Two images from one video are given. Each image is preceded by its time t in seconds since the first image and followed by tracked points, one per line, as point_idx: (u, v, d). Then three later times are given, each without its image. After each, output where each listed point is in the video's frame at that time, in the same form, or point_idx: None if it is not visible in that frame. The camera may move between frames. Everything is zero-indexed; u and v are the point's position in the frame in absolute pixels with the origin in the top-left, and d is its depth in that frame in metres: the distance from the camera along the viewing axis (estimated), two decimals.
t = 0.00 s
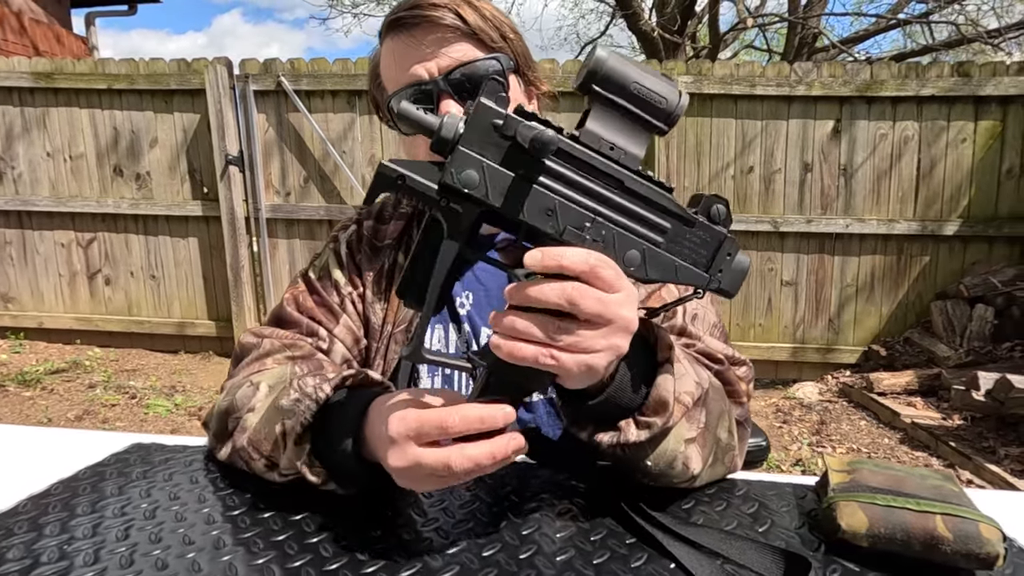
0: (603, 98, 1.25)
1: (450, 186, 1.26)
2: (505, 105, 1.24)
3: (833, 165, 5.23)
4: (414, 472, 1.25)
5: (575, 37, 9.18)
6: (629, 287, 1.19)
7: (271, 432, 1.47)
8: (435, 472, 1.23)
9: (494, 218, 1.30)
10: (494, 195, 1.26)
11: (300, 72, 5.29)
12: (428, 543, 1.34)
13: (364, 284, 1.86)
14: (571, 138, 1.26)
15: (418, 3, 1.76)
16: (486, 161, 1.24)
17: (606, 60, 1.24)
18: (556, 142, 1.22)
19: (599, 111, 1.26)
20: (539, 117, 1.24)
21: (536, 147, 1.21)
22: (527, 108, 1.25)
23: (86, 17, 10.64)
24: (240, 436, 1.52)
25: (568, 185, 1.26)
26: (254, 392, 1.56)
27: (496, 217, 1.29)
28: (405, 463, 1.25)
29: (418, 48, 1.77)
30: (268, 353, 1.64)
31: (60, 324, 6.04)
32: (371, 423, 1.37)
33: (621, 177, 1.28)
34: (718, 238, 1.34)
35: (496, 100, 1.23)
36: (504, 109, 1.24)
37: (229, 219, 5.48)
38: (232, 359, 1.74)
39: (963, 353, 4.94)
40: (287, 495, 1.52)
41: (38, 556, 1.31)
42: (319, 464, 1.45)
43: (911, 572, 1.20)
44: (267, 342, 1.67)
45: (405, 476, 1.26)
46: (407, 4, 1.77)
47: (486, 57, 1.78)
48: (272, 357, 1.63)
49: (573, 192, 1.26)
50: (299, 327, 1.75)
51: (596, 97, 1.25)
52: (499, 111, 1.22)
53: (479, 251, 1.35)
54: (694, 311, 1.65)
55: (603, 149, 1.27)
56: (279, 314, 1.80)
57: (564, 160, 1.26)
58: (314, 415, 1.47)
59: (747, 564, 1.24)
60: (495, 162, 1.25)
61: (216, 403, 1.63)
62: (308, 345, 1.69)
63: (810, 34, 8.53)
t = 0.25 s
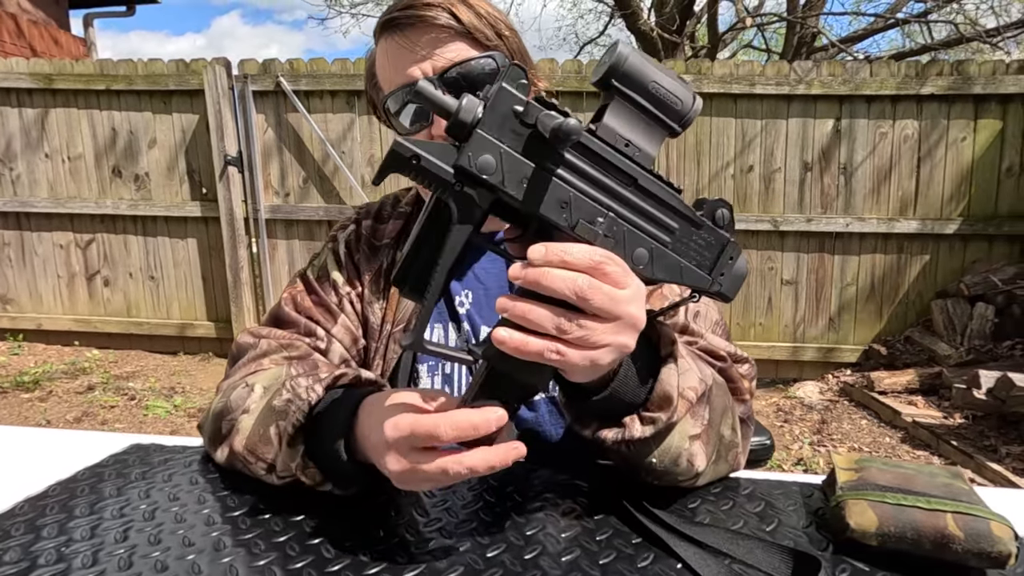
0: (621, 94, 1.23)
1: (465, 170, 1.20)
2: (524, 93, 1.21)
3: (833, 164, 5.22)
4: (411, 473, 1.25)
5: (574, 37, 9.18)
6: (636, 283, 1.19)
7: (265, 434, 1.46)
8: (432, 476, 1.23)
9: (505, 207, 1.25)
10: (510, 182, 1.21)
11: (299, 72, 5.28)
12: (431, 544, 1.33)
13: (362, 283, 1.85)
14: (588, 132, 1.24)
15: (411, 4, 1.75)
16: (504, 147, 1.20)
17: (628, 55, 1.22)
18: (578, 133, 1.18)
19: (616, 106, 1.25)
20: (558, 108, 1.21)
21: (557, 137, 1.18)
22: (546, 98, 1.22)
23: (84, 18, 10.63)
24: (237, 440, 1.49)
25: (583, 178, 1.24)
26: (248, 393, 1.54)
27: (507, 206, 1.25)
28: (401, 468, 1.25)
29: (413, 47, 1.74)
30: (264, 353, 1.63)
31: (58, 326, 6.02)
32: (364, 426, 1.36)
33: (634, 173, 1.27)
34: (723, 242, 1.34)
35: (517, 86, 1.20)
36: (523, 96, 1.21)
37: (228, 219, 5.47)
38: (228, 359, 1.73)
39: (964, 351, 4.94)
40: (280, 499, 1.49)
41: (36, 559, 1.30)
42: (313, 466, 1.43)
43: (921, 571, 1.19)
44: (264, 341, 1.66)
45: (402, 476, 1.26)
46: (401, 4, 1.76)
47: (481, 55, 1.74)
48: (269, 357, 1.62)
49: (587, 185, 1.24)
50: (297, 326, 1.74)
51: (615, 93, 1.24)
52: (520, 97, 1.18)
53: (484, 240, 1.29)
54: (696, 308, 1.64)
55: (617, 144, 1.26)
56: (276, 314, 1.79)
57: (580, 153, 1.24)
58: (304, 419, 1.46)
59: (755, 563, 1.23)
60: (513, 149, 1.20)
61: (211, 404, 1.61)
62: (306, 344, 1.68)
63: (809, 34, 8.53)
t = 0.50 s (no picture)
0: (625, 90, 1.26)
1: (476, 156, 1.12)
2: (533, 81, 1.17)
3: (833, 163, 5.22)
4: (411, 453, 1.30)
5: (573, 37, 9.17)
6: (639, 276, 1.18)
7: (291, 427, 1.51)
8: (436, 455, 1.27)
9: (512, 199, 1.19)
10: (522, 171, 1.15)
11: (298, 72, 5.26)
12: (435, 544, 1.32)
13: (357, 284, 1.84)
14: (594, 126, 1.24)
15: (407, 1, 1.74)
16: (517, 134, 1.14)
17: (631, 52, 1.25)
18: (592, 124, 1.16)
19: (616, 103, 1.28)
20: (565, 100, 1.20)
21: (569, 126, 1.16)
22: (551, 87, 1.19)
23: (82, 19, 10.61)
24: (250, 439, 1.53)
25: (589, 170, 1.23)
26: (262, 394, 1.56)
27: (514, 197, 1.19)
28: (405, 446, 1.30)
29: (410, 45, 1.74)
30: (261, 353, 1.64)
31: (57, 327, 6.01)
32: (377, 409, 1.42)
33: (636, 168, 1.28)
34: (711, 239, 1.40)
35: (528, 75, 1.16)
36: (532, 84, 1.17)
37: (227, 220, 5.46)
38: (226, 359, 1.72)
39: (965, 350, 4.94)
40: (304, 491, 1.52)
41: (35, 561, 1.29)
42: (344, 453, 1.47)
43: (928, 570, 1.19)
44: (261, 340, 1.67)
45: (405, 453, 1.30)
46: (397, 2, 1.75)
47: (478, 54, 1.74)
48: (268, 356, 1.64)
49: (594, 177, 1.23)
50: (292, 326, 1.74)
51: (618, 89, 1.26)
52: (533, 85, 1.15)
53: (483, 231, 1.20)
54: (699, 305, 1.63)
55: (622, 139, 1.27)
56: (270, 313, 1.78)
57: (586, 145, 1.22)
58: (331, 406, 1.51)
59: (761, 563, 1.22)
60: (525, 138, 1.15)
61: (213, 408, 1.62)
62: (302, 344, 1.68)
63: (808, 34, 8.53)
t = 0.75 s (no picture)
0: (608, 144, 1.22)
1: (466, 225, 1.11)
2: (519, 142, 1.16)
3: (833, 163, 5.22)
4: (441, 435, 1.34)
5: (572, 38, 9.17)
6: (623, 325, 1.19)
7: (308, 426, 1.52)
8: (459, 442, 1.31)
9: (501, 259, 1.20)
10: (512, 235, 1.15)
11: (297, 73, 5.26)
12: (438, 546, 1.32)
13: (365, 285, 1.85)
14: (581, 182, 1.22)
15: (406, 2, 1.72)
16: (505, 199, 1.13)
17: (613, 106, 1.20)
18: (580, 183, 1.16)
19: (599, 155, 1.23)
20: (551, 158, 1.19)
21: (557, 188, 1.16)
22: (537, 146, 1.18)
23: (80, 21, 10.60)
24: (270, 436, 1.53)
25: (576, 228, 1.24)
26: (276, 394, 1.57)
27: (505, 258, 1.20)
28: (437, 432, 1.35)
29: (409, 48, 1.75)
30: (272, 354, 1.66)
31: (57, 329, 6.00)
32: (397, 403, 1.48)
33: (623, 221, 1.29)
34: (692, 281, 1.43)
35: (514, 136, 1.14)
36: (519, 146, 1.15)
37: (226, 222, 5.45)
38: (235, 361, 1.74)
39: (964, 349, 4.94)
40: (314, 489, 1.52)
41: (37, 565, 1.29)
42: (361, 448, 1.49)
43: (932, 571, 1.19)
44: (272, 342, 1.68)
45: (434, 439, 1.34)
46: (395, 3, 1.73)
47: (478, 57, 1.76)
48: (278, 357, 1.65)
49: (582, 234, 1.25)
50: (302, 327, 1.74)
51: (602, 144, 1.21)
52: (521, 148, 1.13)
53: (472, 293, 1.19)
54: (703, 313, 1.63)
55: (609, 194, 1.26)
56: (278, 314, 1.78)
57: (575, 203, 1.22)
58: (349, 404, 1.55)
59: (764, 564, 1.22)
60: (514, 203, 1.15)
61: (228, 409, 1.64)
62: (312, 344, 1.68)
63: (806, 33, 8.54)
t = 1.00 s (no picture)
0: (627, 129, 1.25)
1: (478, 200, 1.10)
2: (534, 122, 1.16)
3: (831, 163, 5.23)
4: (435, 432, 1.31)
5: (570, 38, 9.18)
6: (633, 311, 1.19)
7: (296, 424, 1.51)
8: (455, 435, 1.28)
9: (512, 240, 1.20)
10: (523, 214, 1.15)
11: (296, 75, 5.26)
12: (439, 548, 1.32)
13: (365, 288, 1.86)
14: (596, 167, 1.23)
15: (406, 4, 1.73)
16: (517, 176, 1.13)
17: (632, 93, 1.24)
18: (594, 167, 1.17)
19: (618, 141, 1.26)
20: (566, 140, 1.19)
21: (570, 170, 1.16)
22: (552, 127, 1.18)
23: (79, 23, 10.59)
24: (261, 436, 1.52)
25: (589, 212, 1.24)
26: (269, 393, 1.58)
27: (516, 238, 1.19)
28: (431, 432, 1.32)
29: (410, 49, 1.75)
30: (271, 356, 1.66)
31: (56, 331, 6.00)
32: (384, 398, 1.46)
33: (635, 208, 1.30)
34: (706, 273, 1.43)
35: (529, 116, 1.14)
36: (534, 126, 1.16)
37: (225, 223, 5.45)
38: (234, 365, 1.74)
39: (963, 348, 4.94)
40: (313, 490, 1.52)
41: (39, 568, 1.29)
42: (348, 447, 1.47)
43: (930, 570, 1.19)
44: (271, 344, 1.69)
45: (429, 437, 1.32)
46: (396, 5, 1.74)
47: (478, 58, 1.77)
48: (276, 359, 1.65)
49: (594, 218, 1.25)
50: (302, 330, 1.74)
51: (620, 128, 1.25)
52: (535, 127, 1.14)
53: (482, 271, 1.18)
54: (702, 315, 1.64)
55: (623, 179, 1.27)
56: (278, 318, 1.78)
57: (588, 186, 1.23)
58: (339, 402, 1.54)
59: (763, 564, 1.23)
60: (526, 181, 1.15)
61: (224, 412, 1.63)
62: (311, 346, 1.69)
63: (803, 33, 8.55)
